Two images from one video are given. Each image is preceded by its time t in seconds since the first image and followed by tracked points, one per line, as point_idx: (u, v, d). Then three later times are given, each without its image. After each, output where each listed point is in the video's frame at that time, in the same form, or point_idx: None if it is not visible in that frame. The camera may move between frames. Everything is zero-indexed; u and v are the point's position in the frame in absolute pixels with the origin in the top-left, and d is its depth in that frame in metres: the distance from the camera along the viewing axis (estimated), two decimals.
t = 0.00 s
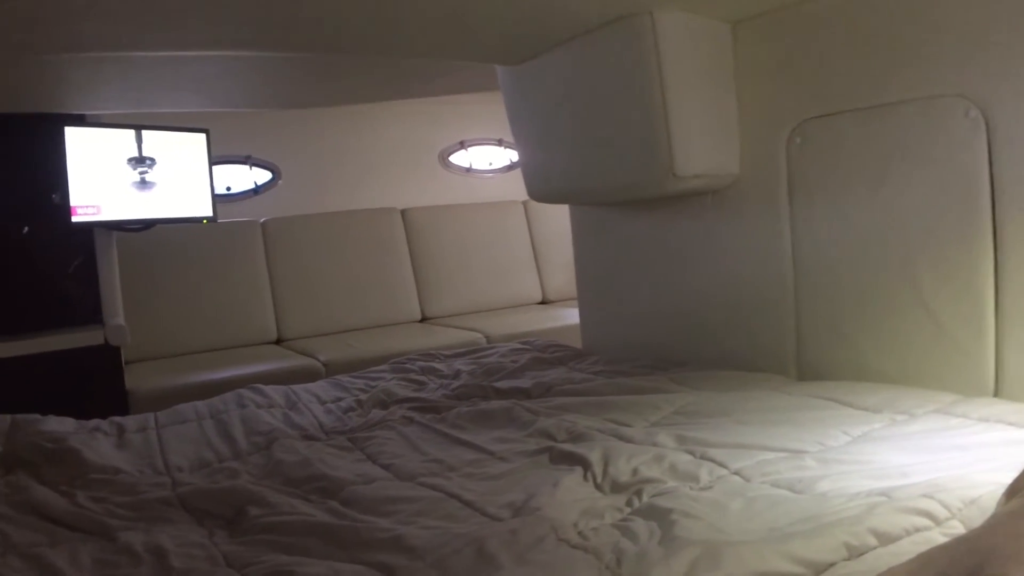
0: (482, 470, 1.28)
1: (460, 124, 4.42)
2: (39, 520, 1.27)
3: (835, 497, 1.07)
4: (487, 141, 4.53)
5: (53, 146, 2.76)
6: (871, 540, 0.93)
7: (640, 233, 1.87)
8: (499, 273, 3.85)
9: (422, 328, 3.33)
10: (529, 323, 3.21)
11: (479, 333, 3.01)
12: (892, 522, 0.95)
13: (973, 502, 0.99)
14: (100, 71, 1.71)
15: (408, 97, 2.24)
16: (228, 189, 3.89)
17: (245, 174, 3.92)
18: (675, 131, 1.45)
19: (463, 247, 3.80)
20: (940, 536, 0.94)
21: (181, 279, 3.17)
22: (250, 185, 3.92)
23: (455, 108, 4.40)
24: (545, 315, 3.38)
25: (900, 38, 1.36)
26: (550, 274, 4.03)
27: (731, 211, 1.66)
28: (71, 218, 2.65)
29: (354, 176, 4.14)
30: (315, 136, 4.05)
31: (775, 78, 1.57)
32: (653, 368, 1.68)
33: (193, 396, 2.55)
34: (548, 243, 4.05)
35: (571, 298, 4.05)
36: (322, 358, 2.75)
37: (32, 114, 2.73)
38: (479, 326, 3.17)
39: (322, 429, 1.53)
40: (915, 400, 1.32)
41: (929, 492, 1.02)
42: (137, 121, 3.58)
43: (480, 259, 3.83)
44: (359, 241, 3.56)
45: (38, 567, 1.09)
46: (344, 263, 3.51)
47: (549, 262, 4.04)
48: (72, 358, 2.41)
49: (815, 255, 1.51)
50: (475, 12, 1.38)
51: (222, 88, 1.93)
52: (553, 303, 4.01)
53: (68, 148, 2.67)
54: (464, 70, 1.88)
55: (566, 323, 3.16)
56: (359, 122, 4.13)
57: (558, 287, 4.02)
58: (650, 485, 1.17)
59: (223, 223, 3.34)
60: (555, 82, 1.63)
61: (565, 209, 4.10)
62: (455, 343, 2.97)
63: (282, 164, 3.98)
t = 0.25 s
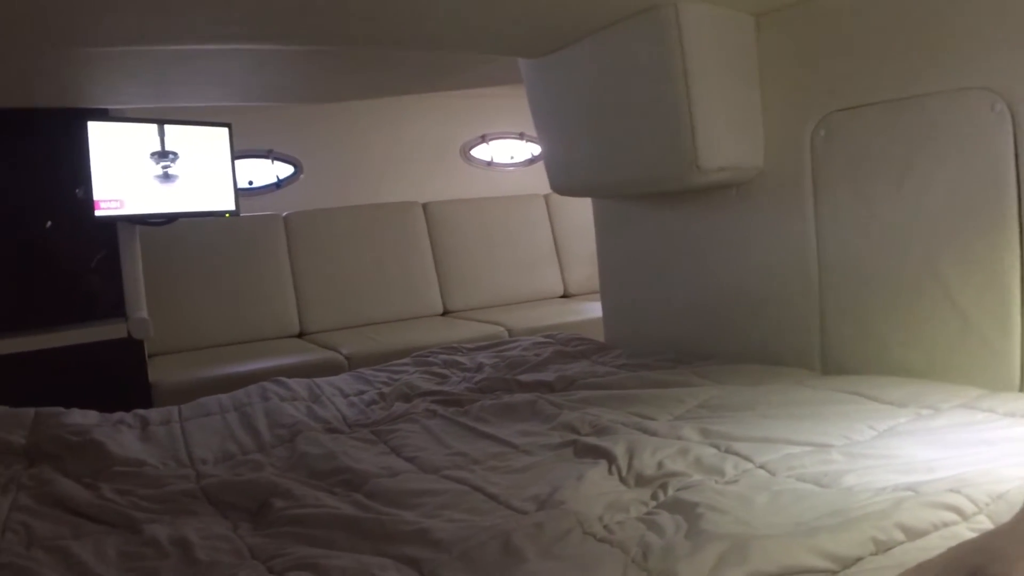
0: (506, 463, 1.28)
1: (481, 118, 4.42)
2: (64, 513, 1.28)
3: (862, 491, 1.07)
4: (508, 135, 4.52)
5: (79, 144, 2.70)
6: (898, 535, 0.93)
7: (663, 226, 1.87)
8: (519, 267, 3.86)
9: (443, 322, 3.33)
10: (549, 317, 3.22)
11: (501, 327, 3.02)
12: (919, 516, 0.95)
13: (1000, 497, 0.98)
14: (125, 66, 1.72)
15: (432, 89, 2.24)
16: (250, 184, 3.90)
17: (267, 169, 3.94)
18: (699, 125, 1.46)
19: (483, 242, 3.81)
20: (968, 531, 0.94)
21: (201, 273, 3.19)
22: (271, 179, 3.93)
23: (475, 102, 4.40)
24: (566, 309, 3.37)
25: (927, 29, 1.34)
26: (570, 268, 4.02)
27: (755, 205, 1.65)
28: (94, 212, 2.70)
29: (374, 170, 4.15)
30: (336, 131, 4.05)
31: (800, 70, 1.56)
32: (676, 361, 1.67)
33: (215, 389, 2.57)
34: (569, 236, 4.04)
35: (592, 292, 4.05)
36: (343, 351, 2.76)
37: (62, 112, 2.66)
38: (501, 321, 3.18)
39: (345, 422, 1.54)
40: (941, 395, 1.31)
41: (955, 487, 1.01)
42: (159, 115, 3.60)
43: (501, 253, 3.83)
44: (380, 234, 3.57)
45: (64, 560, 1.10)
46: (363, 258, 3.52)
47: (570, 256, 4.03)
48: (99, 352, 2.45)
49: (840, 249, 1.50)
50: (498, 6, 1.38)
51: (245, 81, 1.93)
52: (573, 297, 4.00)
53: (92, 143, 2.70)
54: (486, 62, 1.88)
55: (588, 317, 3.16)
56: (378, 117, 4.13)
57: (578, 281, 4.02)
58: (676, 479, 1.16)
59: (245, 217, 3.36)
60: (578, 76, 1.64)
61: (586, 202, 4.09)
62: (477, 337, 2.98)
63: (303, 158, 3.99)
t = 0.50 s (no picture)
0: (528, 457, 1.28)
1: (502, 112, 4.41)
2: (87, 505, 1.29)
3: (886, 487, 1.06)
4: (528, 129, 4.52)
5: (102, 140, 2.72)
6: (923, 531, 0.93)
7: (684, 220, 1.87)
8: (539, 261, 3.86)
9: (463, 316, 3.34)
10: (568, 311, 3.22)
11: (521, 321, 3.02)
12: (943, 512, 0.94)
13: None
14: (151, 60, 1.73)
15: (454, 82, 2.24)
16: (270, 178, 3.93)
17: (287, 163, 3.96)
18: (722, 119, 1.47)
19: (502, 236, 3.81)
20: (992, 527, 0.94)
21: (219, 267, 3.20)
22: (292, 173, 3.96)
23: (495, 96, 4.39)
24: (586, 303, 3.37)
25: (955, 21, 1.33)
26: (591, 262, 4.01)
27: (776, 198, 1.64)
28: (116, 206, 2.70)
29: (393, 164, 4.15)
30: (355, 125, 4.06)
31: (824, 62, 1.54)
32: (696, 356, 1.67)
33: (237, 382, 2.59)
34: (590, 231, 4.03)
35: (613, 286, 4.04)
36: (364, 345, 2.77)
37: (79, 105, 2.68)
38: (522, 315, 3.18)
39: (366, 415, 1.54)
40: (965, 391, 1.30)
41: (980, 483, 1.01)
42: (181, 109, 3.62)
43: (521, 247, 3.83)
44: (401, 227, 3.58)
45: (89, 552, 1.11)
46: (382, 252, 3.52)
47: (591, 251, 4.02)
48: (122, 346, 2.48)
49: (863, 243, 1.49)
50: None
51: (267, 75, 1.93)
52: (594, 291, 4.00)
53: (114, 137, 2.70)
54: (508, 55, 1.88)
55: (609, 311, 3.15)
56: (397, 111, 4.13)
57: (599, 275, 4.01)
58: (698, 474, 1.16)
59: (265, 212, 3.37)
60: (600, 69, 1.65)
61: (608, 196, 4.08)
62: (497, 331, 2.98)
63: (323, 152, 3.99)
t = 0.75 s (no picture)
0: (554, 450, 1.28)
1: (526, 106, 4.41)
2: (114, 496, 1.30)
3: (915, 484, 1.05)
4: (553, 122, 4.51)
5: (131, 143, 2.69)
6: (952, 527, 0.93)
7: (709, 215, 1.86)
8: (563, 255, 3.85)
9: (486, 311, 3.34)
10: (593, 305, 3.22)
11: (546, 315, 3.02)
12: (973, 509, 0.94)
13: None
14: (183, 54, 1.74)
15: (483, 75, 2.24)
16: (296, 172, 3.93)
17: (312, 157, 3.97)
18: (748, 112, 1.48)
19: (524, 230, 3.81)
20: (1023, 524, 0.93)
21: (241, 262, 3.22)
22: (317, 168, 3.96)
23: (518, 90, 4.39)
24: (610, 297, 3.36)
25: (986, 13, 1.31)
26: (615, 257, 4.00)
27: (802, 193, 1.63)
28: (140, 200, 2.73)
29: (416, 158, 4.16)
30: (378, 119, 4.06)
31: (852, 55, 1.53)
32: (722, 351, 1.67)
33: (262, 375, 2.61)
34: (614, 225, 4.01)
35: (637, 280, 4.02)
36: (388, 339, 2.78)
37: (103, 100, 2.64)
38: (547, 309, 3.18)
39: (391, 409, 1.55)
40: (994, 387, 1.29)
41: (1010, 479, 1.00)
42: (207, 104, 3.64)
43: (545, 241, 3.83)
44: (424, 221, 3.60)
45: (117, 543, 1.11)
46: (405, 246, 3.54)
47: (615, 245, 4.00)
48: (153, 343, 2.51)
49: (890, 238, 1.48)
50: None
51: (296, 69, 1.95)
52: (618, 285, 3.98)
53: (140, 133, 2.74)
54: (534, 49, 1.88)
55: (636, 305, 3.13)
56: (421, 105, 4.14)
57: (624, 269, 3.99)
58: (725, 469, 1.15)
59: (288, 207, 3.39)
60: (628, 61, 1.66)
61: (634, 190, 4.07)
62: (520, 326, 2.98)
63: (348, 146, 4.00)
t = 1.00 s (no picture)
0: (579, 446, 1.28)
1: (549, 102, 4.42)
2: (141, 490, 1.31)
3: (943, 482, 1.04)
4: (576, 118, 4.51)
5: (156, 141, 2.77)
6: (980, 526, 0.93)
7: (734, 211, 1.86)
8: (587, 251, 3.85)
9: (510, 307, 3.35)
10: (617, 301, 3.21)
11: (570, 311, 3.02)
12: (1000, 508, 0.94)
13: None
14: (212, 50, 1.75)
15: (511, 69, 2.24)
16: (319, 168, 3.96)
17: (336, 153, 3.99)
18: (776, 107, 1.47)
19: (546, 227, 3.81)
20: None
21: (264, 257, 3.25)
22: (340, 164, 3.98)
23: (541, 86, 4.38)
24: (634, 294, 3.35)
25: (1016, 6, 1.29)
26: (639, 253, 3.99)
27: (828, 188, 1.62)
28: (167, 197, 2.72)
29: (438, 154, 4.17)
30: (401, 115, 4.07)
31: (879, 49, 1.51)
32: (746, 347, 1.66)
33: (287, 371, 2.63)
34: (638, 222, 4.01)
35: (661, 276, 4.01)
36: (412, 334, 2.79)
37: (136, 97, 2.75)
38: (571, 305, 3.18)
39: (416, 404, 1.56)
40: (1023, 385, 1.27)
41: None
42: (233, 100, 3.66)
43: (568, 237, 3.83)
44: (448, 217, 3.62)
45: (144, 536, 1.12)
46: (428, 243, 3.56)
47: (639, 241, 3.99)
48: (176, 338, 2.52)
49: (918, 234, 1.46)
50: None
51: (324, 65, 1.96)
52: (642, 282, 3.97)
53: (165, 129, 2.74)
54: (559, 43, 1.88)
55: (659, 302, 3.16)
56: (444, 101, 4.15)
57: (647, 265, 3.98)
58: (751, 465, 1.15)
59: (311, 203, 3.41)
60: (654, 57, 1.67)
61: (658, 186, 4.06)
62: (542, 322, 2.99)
63: (372, 141, 4.01)
